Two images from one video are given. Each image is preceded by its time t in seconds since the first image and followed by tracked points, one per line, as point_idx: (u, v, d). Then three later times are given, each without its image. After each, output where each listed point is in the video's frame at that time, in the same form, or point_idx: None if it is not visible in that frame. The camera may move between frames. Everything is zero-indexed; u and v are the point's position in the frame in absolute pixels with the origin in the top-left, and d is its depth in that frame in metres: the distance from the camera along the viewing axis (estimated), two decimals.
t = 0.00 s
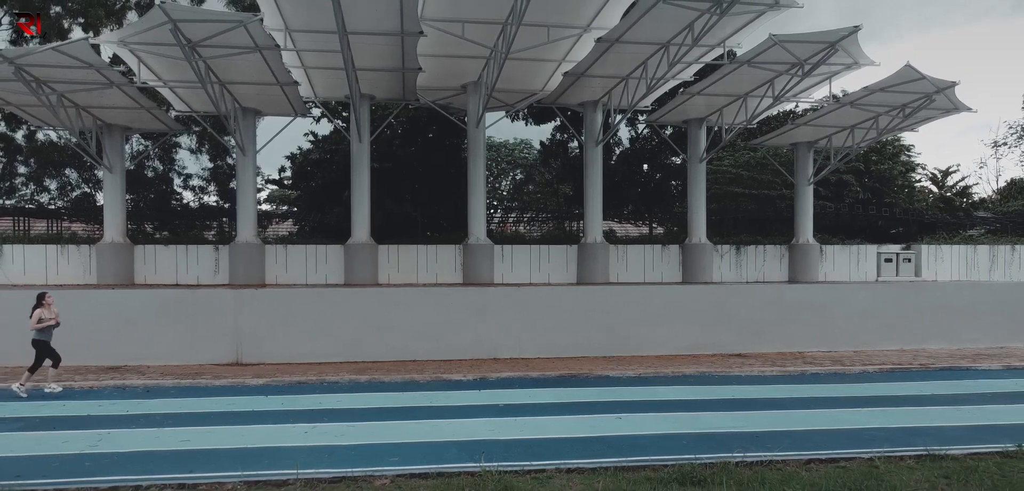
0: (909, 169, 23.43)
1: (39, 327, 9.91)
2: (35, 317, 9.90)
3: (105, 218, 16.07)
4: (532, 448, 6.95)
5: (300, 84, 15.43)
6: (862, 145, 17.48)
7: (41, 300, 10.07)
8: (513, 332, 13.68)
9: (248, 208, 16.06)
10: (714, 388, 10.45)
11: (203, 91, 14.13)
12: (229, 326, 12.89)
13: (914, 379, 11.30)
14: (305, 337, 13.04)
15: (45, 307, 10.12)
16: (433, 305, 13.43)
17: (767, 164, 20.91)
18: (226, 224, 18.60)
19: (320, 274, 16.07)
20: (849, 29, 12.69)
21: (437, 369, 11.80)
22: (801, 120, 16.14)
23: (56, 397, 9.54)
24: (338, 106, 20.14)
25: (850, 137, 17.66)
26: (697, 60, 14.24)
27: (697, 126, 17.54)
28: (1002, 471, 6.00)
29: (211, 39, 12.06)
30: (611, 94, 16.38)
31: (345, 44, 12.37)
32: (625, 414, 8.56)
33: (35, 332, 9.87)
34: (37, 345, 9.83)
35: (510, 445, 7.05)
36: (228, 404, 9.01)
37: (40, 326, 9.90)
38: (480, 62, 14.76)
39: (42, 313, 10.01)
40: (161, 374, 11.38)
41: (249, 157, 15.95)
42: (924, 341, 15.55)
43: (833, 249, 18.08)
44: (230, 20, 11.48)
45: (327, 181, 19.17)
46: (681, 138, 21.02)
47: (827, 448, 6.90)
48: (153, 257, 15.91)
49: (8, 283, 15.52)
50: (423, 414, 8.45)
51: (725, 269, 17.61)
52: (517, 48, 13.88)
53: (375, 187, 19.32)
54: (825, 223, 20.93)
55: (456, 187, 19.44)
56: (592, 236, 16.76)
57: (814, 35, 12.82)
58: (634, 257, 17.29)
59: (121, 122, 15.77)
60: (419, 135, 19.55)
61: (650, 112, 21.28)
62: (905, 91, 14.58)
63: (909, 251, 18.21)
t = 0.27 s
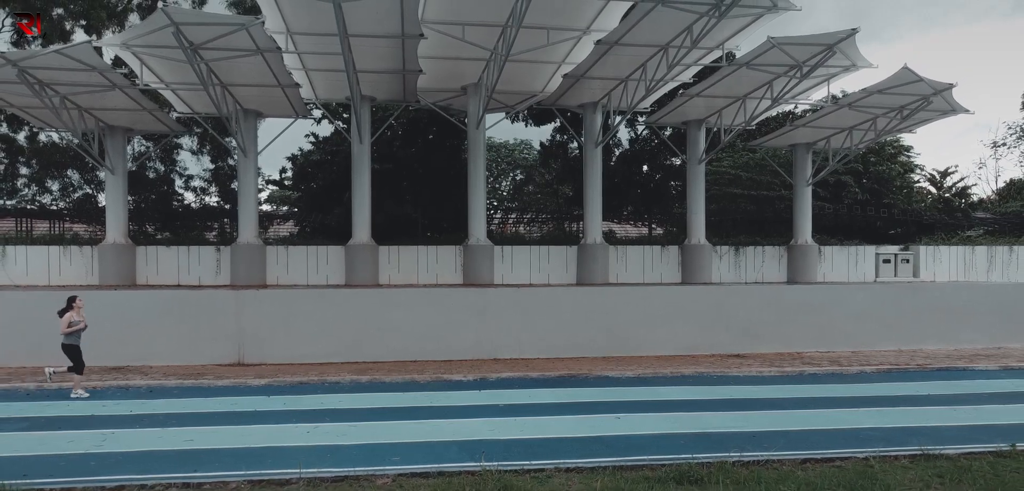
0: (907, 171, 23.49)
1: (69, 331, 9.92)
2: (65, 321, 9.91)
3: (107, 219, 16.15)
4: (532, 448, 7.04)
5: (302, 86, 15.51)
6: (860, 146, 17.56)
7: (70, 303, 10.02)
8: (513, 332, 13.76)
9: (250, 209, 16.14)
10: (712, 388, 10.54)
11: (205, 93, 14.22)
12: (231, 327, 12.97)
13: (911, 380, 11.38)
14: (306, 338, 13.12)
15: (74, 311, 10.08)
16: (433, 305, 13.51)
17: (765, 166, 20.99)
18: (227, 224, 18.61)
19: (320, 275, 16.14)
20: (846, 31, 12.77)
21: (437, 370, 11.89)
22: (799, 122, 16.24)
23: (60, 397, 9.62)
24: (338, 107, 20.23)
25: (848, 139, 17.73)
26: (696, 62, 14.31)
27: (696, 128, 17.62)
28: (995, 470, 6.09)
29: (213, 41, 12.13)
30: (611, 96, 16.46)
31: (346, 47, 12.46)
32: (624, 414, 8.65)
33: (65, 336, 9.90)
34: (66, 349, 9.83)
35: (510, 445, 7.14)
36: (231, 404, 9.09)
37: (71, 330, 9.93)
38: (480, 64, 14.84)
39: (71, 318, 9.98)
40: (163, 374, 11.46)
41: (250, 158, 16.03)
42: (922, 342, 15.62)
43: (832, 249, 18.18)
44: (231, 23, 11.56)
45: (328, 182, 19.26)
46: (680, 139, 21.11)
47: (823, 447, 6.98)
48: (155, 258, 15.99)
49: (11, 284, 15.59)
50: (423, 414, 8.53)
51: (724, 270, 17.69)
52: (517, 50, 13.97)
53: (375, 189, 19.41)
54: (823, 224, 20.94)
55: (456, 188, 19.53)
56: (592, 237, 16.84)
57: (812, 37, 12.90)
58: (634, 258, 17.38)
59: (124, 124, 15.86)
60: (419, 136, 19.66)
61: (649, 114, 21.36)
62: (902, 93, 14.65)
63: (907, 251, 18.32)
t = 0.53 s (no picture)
0: (905, 172, 23.57)
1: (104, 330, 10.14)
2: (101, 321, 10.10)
3: (109, 221, 16.26)
4: (530, 448, 7.14)
5: (303, 89, 15.62)
6: (858, 148, 17.65)
7: (105, 304, 10.14)
8: (512, 333, 13.85)
9: (251, 211, 16.24)
10: (710, 389, 10.63)
11: (207, 95, 14.32)
12: (233, 328, 13.07)
13: (907, 381, 11.47)
14: (307, 338, 13.21)
15: (109, 310, 10.23)
16: (433, 307, 13.61)
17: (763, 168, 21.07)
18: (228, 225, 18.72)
19: (321, 275, 16.26)
20: (843, 35, 12.88)
21: (438, 371, 11.98)
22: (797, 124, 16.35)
23: (64, 398, 9.72)
24: (339, 109, 20.33)
25: (846, 140, 17.83)
26: (695, 65, 14.42)
27: (695, 129, 17.73)
28: (987, 471, 6.18)
29: (215, 45, 12.23)
30: (610, 98, 16.56)
31: (348, 50, 12.56)
32: (622, 415, 8.74)
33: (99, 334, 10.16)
34: (97, 348, 10.09)
35: (510, 445, 7.24)
36: (233, 405, 9.19)
37: (106, 329, 10.15)
38: (480, 67, 14.95)
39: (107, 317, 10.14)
40: (166, 375, 11.56)
41: (252, 160, 16.12)
42: (919, 343, 15.71)
43: (830, 251, 18.27)
44: (234, 27, 11.66)
45: (328, 184, 19.36)
46: (679, 141, 21.22)
47: (818, 448, 7.08)
48: (157, 259, 16.09)
49: (14, 285, 15.70)
50: (424, 415, 8.63)
51: (723, 270, 17.79)
52: (517, 53, 14.08)
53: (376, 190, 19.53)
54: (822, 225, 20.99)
55: (456, 189, 19.63)
56: (592, 239, 16.93)
57: (810, 40, 13.00)
58: (633, 259, 17.49)
59: (126, 126, 15.96)
60: (420, 138, 19.77)
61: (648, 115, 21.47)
62: (900, 96, 14.74)
63: (905, 253, 18.45)
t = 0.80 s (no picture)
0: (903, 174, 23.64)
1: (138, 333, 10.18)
2: (133, 323, 10.12)
3: (112, 222, 16.36)
4: (529, 448, 7.24)
5: (304, 92, 15.71)
6: (856, 150, 17.72)
7: (134, 306, 10.16)
8: (512, 335, 13.95)
9: (252, 213, 16.33)
10: (708, 390, 10.73)
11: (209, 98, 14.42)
12: (235, 330, 13.16)
13: (904, 382, 11.57)
14: (308, 340, 13.31)
15: (139, 312, 10.27)
16: (433, 308, 13.70)
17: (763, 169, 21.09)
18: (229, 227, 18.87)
19: (323, 277, 16.38)
20: (840, 38, 12.98)
21: (438, 372, 12.08)
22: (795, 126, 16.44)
23: (68, 399, 9.82)
24: (340, 111, 20.43)
25: (844, 143, 17.91)
26: (693, 68, 14.51)
27: (694, 132, 17.83)
28: (979, 471, 6.27)
29: (217, 48, 12.33)
30: (609, 101, 16.65)
31: (349, 54, 12.66)
32: (620, 416, 8.84)
33: (133, 336, 10.20)
34: (132, 351, 10.14)
35: (509, 446, 7.34)
36: (236, 406, 9.29)
37: (139, 331, 10.19)
38: (481, 69, 15.04)
39: (138, 319, 10.16)
40: (168, 376, 11.65)
41: (253, 162, 16.21)
42: (915, 344, 15.81)
43: (829, 252, 18.36)
44: (236, 31, 11.76)
45: (329, 186, 19.44)
46: (678, 142, 21.31)
47: (814, 449, 7.18)
48: (159, 261, 16.18)
49: (17, 287, 15.80)
50: (425, 416, 8.72)
51: (722, 272, 17.88)
52: (517, 56, 14.18)
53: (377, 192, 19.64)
54: (820, 227, 21.09)
55: (456, 191, 19.71)
56: (591, 240, 17.03)
57: (807, 44, 13.09)
58: (632, 260, 17.59)
59: (128, 128, 16.07)
60: (420, 140, 19.83)
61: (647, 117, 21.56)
62: (897, 99, 14.83)
63: (903, 254, 18.56)
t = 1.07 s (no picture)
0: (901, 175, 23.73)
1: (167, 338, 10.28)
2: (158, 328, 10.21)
3: (114, 224, 16.45)
4: (529, 450, 7.34)
5: (305, 95, 15.82)
6: (855, 152, 17.82)
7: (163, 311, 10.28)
8: (512, 336, 14.05)
9: (254, 215, 16.41)
10: (706, 392, 10.83)
11: (211, 102, 14.52)
12: (237, 332, 13.26)
13: (900, 383, 11.67)
14: (309, 341, 13.41)
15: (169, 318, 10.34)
16: (434, 310, 13.80)
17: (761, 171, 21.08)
18: (231, 228, 19.02)
19: (324, 278, 16.48)
20: (838, 42, 13.08)
21: (438, 373, 12.19)
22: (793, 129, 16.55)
23: (72, 401, 9.93)
24: (340, 113, 20.52)
25: (842, 145, 18.00)
26: (692, 71, 14.61)
27: (693, 134, 17.93)
28: (972, 472, 6.38)
29: (219, 53, 12.43)
30: (608, 103, 16.74)
31: (350, 58, 12.76)
32: (619, 418, 8.94)
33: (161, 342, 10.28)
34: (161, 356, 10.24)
35: (509, 447, 7.44)
36: (238, 407, 9.39)
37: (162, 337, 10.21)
38: (481, 73, 15.14)
39: (163, 325, 10.24)
40: (171, 378, 11.74)
41: (254, 164, 16.29)
42: (913, 345, 15.90)
43: (827, 254, 18.45)
44: (238, 35, 11.86)
45: (331, 187, 19.56)
46: (677, 144, 21.43)
47: (809, 450, 7.28)
48: (161, 263, 16.27)
49: (20, 289, 15.90)
50: (425, 418, 8.82)
51: (721, 273, 17.99)
52: (517, 60, 14.28)
53: (378, 194, 19.74)
54: (819, 229, 21.18)
55: (457, 193, 19.80)
56: (590, 241, 17.20)
57: (804, 48, 13.18)
58: (631, 262, 17.70)
59: (130, 131, 16.16)
60: (421, 142, 19.95)
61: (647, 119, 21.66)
62: (894, 102, 14.93)
63: (901, 256, 18.58)
